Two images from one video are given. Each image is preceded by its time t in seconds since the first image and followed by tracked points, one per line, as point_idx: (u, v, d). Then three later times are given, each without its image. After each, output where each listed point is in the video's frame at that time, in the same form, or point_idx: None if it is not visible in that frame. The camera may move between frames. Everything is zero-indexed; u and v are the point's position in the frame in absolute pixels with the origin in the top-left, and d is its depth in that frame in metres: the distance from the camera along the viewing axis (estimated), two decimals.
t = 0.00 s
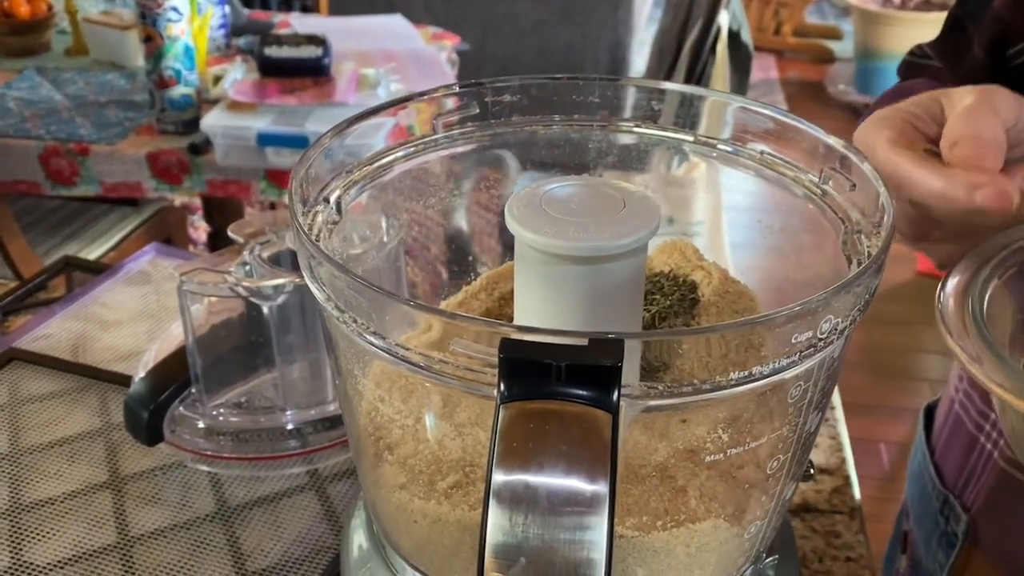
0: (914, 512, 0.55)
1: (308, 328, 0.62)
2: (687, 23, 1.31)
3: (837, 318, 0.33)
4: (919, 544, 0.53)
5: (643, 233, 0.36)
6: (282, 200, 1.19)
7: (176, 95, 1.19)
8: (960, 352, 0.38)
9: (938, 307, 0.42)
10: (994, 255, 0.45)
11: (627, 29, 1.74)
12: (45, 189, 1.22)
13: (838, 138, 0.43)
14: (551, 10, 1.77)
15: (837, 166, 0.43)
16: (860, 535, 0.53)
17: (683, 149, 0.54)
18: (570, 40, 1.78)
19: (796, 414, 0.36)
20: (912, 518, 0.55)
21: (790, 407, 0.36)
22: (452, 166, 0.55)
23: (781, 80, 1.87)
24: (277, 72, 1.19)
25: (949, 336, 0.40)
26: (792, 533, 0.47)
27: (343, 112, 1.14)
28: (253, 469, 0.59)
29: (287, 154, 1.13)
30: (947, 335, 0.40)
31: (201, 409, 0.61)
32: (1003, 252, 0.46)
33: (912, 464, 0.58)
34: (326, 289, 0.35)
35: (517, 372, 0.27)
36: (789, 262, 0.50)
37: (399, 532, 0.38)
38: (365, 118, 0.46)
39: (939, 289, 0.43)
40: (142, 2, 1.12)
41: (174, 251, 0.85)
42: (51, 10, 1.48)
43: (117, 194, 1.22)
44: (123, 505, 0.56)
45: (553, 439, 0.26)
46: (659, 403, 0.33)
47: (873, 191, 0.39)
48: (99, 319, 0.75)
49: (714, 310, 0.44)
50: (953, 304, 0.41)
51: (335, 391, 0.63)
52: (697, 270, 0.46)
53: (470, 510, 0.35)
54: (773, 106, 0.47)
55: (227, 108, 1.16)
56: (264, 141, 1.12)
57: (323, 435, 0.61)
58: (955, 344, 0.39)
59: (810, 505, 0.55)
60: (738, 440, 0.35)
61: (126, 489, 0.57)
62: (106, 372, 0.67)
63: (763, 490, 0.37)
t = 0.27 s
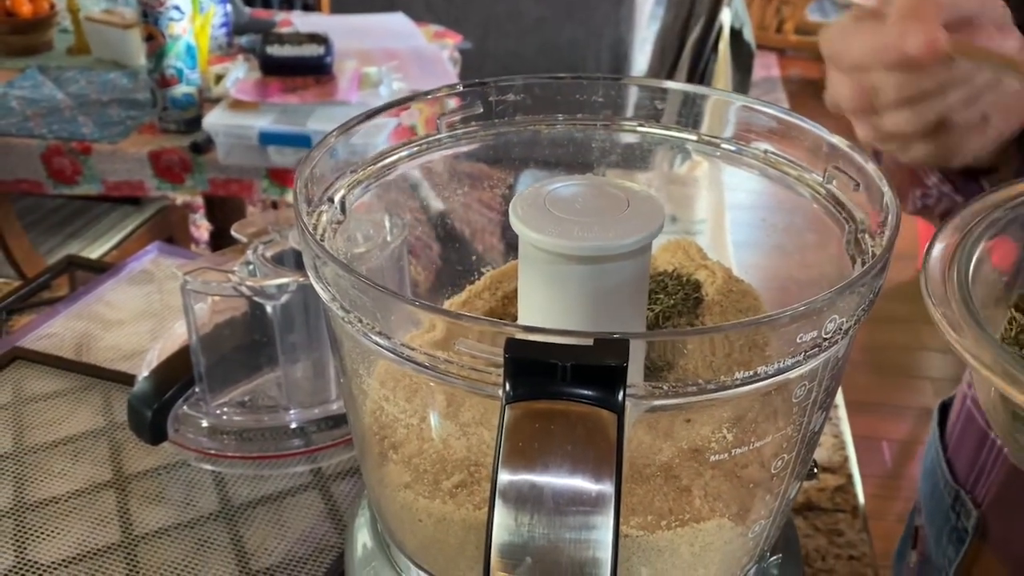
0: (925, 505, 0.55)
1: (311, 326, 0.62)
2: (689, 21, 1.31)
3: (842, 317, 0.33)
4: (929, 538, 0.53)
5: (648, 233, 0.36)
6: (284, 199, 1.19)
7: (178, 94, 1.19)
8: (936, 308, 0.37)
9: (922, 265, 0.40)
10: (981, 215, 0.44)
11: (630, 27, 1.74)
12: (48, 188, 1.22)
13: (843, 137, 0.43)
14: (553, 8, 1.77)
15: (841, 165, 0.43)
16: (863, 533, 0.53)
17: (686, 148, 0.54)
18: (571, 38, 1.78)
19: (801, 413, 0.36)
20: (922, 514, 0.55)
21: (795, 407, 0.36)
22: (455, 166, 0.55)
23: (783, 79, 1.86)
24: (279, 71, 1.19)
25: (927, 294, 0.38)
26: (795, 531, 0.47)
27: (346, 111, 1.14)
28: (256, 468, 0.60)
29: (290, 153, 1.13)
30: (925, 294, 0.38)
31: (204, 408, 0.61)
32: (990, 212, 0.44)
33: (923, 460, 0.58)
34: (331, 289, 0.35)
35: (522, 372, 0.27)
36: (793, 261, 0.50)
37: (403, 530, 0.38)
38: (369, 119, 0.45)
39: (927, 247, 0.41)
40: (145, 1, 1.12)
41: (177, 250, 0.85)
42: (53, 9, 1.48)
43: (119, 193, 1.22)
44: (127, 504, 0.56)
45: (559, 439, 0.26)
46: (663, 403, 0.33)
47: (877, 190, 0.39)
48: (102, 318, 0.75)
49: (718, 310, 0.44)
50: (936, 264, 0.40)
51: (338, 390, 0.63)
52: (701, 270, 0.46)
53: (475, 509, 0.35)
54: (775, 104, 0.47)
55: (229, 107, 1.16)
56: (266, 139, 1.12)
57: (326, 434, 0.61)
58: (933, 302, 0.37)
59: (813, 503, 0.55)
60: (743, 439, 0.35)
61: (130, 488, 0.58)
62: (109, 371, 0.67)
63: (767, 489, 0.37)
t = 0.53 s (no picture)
0: (938, 501, 0.52)
1: (313, 325, 0.63)
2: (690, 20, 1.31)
3: (846, 317, 0.33)
4: (941, 533, 0.49)
5: (651, 233, 0.36)
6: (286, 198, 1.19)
7: (180, 94, 1.19)
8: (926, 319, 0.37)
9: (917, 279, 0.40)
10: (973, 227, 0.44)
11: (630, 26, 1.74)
12: (50, 187, 1.22)
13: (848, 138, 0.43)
14: (553, 7, 1.77)
15: (844, 165, 0.43)
16: (865, 532, 0.53)
17: (689, 147, 0.54)
18: (572, 37, 1.78)
19: (804, 413, 0.36)
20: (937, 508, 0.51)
21: (799, 406, 0.36)
22: (458, 166, 0.55)
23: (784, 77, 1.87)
24: (281, 70, 1.19)
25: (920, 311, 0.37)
26: (798, 531, 0.47)
27: (347, 110, 1.14)
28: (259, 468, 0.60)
29: (291, 152, 1.13)
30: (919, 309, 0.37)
31: (207, 408, 0.61)
32: (984, 220, 0.44)
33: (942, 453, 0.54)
34: (335, 289, 0.35)
35: (526, 372, 0.27)
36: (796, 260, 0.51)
37: (407, 530, 0.39)
38: (372, 119, 0.45)
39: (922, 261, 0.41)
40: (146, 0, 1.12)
41: (179, 250, 0.85)
42: (54, 8, 1.48)
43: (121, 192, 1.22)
44: (131, 503, 0.56)
45: (563, 439, 0.26)
46: (666, 403, 0.33)
47: (880, 190, 0.39)
48: (104, 318, 0.75)
49: (721, 311, 0.44)
50: (929, 277, 0.39)
51: (341, 389, 0.63)
52: (704, 269, 0.46)
53: (479, 509, 0.35)
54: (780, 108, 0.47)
55: (231, 106, 1.16)
56: (267, 139, 1.12)
57: (329, 433, 0.61)
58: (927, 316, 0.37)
59: (815, 503, 0.55)
60: (746, 439, 0.35)
61: (133, 488, 0.58)
62: (112, 371, 0.67)
63: (770, 489, 0.37)
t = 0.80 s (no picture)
0: (953, 497, 0.48)
1: (318, 322, 0.62)
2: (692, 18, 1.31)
3: (853, 315, 0.33)
4: (953, 532, 0.46)
5: (657, 231, 0.36)
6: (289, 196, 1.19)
7: (183, 92, 1.19)
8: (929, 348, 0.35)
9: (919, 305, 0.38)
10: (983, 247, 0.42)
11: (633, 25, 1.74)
12: (53, 186, 1.22)
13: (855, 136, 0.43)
14: (555, 5, 1.76)
15: (850, 162, 0.43)
16: (870, 531, 0.53)
17: (693, 146, 0.54)
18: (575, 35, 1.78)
19: (811, 411, 0.36)
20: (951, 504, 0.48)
21: (805, 404, 0.36)
22: (462, 164, 0.55)
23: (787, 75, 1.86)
24: (284, 69, 1.19)
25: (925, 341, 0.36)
26: (803, 530, 0.47)
27: (350, 109, 1.14)
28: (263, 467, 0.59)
29: (293, 151, 1.13)
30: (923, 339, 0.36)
31: (211, 406, 0.61)
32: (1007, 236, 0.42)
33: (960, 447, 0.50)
34: (341, 287, 0.35)
35: (534, 371, 0.27)
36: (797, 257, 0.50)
37: (412, 528, 0.39)
38: (376, 117, 0.45)
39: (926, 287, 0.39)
40: None
41: (183, 248, 0.85)
42: (57, 7, 1.48)
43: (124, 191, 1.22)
44: (135, 502, 0.56)
45: (572, 437, 0.26)
46: (673, 402, 0.33)
47: (887, 189, 0.39)
48: (108, 316, 0.75)
49: (726, 310, 0.44)
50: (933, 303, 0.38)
51: (345, 387, 0.64)
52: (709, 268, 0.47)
53: (485, 507, 0.35)
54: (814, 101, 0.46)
55: (233, 105, 1.16)
56: (270, 137, 1.12)
57: (333, 431, 0.61)
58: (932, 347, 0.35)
59: (820, 501, 0.55)
60: (753, 437, 0.35)
61: (138, 486, 0.58)
62: (116, 369, 0.67)
63: (777, 487, 0.37)
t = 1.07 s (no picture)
0: (953, 503, 0.48)
1: (321, 321, 0.62)
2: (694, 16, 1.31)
3: (858, 312, 0.33)
4: (954, 539, 0.46)
5: (660, 228, 0.36)
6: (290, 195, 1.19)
7: (185, 91, 1.19)
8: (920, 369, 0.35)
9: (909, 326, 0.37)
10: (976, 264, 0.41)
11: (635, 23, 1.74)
12: (55, 185, 1.22)
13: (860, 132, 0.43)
14: (557, 3, 1.76)
15: (853, 160, 0.43)
16: (872, 529, 0.53)
17: (695, 142, 0.53)
18: (577, 33, 1.77)
19: (814, 408, 0.36)
20: (950, 512, 0.48)
21: (809, 401, 0.36)
22: (464, 161, 0.55)
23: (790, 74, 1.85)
24: (286, 68, 1.19)
25: (914, 363, 0.35)
26: (807, 528, 0.47)
27: (351, 108, 1.14)
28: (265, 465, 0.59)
29: (295, 149, 1.13)
30: (913, 363, 0.35)
31: (214, 404, 0.61)
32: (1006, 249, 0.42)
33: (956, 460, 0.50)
34: (344, 284, 0.35)
35: (537, 369, 0.27)
36: (802, 254, 0.50)
37: (414, 526, 0.38)
38: (378, 114, 0.45)
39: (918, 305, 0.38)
40: None
41: (185, 247, 0.85)
42: (59, 6, 1.48)
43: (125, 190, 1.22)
44: (138, 500, 0.56)
45: (575, 435, 0.26)
46: (676, 399, 0.33)
47: (892, 185, 0.39)
48: (111, 315, 0.75)
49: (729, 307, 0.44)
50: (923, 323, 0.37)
51: (347, 385, 0.64)
52: (712, 265, 0.47)
53: (488, 505, 0.35)
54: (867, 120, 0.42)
55: (235, 103, 1.16)
56: (272, 136, 1.12)
57: (335, 430, 0.61)
58: (921, 370, 0.35)
59: (823, 500, 0.55)
60: (756, 434, 0.35)
61: (140, 485, 0.58)
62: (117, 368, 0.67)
63: (781, 484, 0.37)
